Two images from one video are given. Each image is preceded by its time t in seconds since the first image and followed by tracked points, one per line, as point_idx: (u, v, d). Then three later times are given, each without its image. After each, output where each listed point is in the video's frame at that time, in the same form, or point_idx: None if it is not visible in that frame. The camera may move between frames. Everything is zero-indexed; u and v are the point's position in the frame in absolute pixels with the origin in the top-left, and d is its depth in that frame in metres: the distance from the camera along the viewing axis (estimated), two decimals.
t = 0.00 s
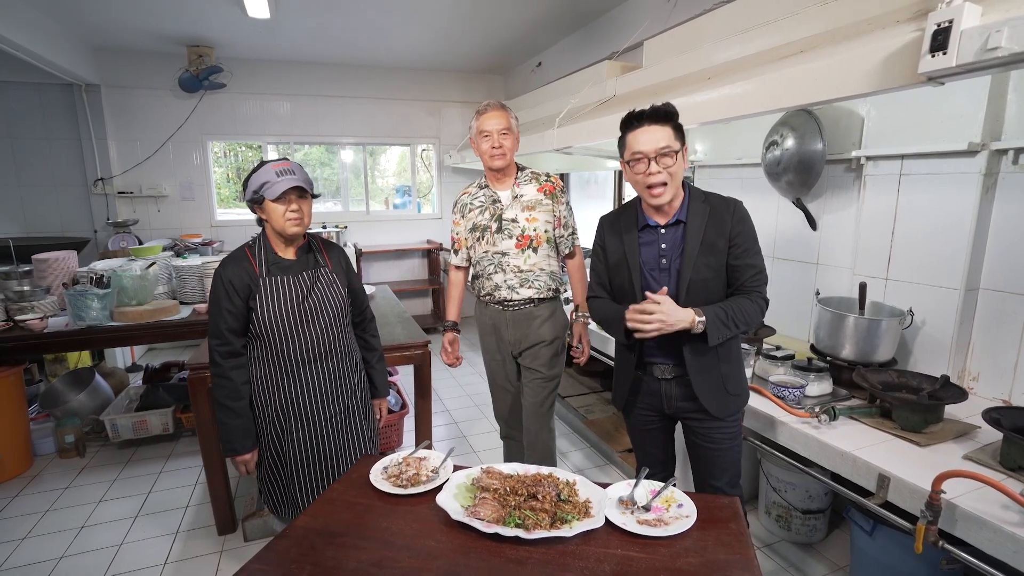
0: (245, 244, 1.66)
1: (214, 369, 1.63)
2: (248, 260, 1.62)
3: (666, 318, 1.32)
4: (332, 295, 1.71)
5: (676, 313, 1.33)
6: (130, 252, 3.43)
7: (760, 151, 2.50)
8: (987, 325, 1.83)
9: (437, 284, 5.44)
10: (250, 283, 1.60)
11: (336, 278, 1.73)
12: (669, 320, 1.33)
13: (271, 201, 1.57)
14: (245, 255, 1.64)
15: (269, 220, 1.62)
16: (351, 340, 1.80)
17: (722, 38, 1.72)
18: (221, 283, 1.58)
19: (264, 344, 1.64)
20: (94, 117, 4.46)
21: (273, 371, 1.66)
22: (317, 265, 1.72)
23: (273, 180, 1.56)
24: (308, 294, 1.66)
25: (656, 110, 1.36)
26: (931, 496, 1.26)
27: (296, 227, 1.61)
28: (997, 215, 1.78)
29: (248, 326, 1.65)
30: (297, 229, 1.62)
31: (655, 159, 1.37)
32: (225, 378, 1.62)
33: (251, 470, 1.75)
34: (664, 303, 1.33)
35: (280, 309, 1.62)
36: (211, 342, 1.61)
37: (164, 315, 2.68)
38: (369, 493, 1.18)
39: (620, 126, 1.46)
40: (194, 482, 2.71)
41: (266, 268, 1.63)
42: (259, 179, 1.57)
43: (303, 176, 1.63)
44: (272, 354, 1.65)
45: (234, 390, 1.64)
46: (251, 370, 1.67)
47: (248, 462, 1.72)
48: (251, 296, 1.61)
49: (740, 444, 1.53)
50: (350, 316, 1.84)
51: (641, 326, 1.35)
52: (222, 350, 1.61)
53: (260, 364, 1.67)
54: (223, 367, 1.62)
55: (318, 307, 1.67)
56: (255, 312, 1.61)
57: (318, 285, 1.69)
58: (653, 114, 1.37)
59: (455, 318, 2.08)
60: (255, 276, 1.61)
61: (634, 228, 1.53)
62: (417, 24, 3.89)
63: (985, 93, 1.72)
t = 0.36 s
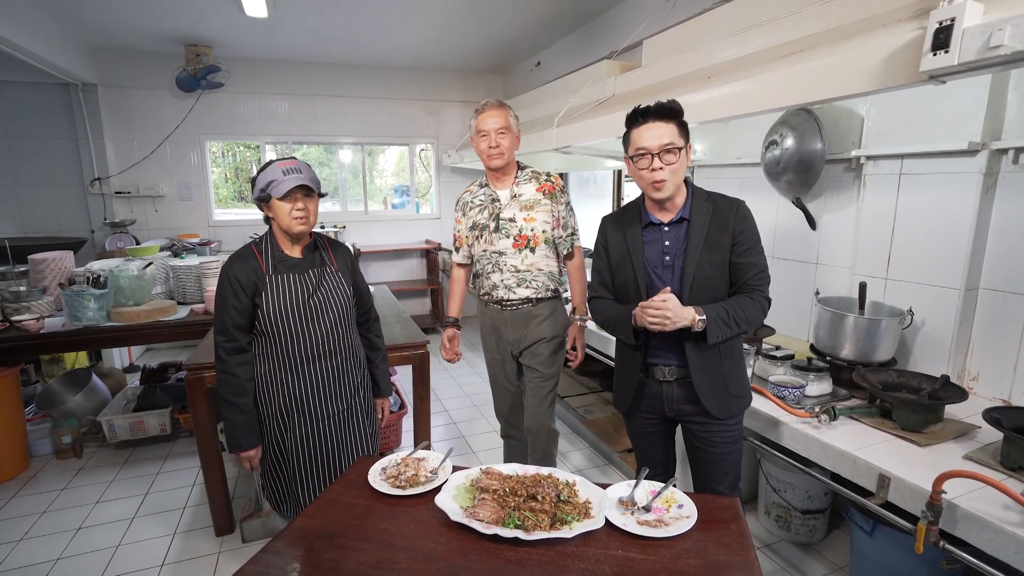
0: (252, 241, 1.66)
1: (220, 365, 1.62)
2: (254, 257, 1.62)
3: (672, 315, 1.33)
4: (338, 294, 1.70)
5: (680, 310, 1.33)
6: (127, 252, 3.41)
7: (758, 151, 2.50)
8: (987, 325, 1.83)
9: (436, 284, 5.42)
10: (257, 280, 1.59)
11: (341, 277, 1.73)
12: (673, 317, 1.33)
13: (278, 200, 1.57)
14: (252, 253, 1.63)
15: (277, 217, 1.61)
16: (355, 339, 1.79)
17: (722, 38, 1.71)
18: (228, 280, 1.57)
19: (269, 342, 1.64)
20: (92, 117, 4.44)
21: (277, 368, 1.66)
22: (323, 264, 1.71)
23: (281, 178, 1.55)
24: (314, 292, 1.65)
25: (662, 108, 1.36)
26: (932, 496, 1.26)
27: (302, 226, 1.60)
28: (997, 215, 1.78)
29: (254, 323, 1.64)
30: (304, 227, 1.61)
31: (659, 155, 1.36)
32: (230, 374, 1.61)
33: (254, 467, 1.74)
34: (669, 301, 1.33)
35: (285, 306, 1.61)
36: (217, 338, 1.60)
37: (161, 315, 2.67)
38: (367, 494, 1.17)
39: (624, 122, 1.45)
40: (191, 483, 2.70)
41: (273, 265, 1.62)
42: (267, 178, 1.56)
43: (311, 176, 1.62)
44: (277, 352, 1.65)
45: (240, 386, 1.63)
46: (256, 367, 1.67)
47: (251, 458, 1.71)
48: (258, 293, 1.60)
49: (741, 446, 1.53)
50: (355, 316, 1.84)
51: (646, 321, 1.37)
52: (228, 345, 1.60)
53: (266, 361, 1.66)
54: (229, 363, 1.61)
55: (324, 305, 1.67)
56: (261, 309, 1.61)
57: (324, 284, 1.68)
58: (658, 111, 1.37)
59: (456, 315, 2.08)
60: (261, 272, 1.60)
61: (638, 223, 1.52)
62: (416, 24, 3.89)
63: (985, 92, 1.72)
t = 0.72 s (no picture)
0: (253, 240, 1.64)
1: (222, 362, 1.60)
2: (257, 255, 1.61)
3: (671, 316, 1.32)
4: (341, 293, 1.70)
5: (679, 309, 1.33)
6: (125, 252, 3.40)
7: (757, 151, 2.50)
8: (986, 325, 1.83)
9: (435, 284, 5.41)
10: (259, 278, 1.59)
11: (344, 276, 1.72)
12: (672, 318, 1.32)
13: (283, 200, 1.56)
14: (254, 251, 1.61)
15: (280, 216, 1.60)
16: (357, 339, 1.78)
17: (720, 37, 1.71)
18: (231, 278, 1.56)
19: (271, 340, 1.63)
20: (89, 117, 4.43)
21: (279, 367, 1.65)
22: (325, 263, 1.71)
23: (286, 179, 1.54)
24: (316, 291, 1.64)
25: (663, 105, 1.35)
26: (932, 496, 1.26)
27: (307, 227, 1.60)
28: (996, 214, 1.77)
29: (256, 321, 1.63)
30: (307, 227, 1.60)
31: (659, 153, 1.36)
32: (232, 372, 1.60)
33: (254, 465, 1.73)
34: (665, 299, 1.32)
35: (288, 305, 1.61)
36: (219, 336, 1.59)
37: (159, 315, 2.67)
38: (364, 494, 1.17)
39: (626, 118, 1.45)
40: (189, 484, 2.69)
41: (275, 264, 1.61)
42: (272, 177, 1.55)
43: (316, 176, 1.61)
44: (279, 351, 1.64)
45: (241, 384, 1.62)
46: (258, 365, 1.66)
47: (252, 456, 1.70)
48: (261, 291, 1.59)
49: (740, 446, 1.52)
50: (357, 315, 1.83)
51: (641, 325, 1.36)
52: (231, 343, 1.59)
53: (268, 359, 1.65)
54: (231, 361, 1.59)
55: (326, 304, 1.66)
56: (264, 308, 1.60)
57: (327, 283, 1.67)
58: (660, 109, 1.36)
59: (461, 307, 2.07)
60: (264, 270, 1.59)
61: (637, 221, 1.52)
62: (415, 23, 3.88)
63: (984, 91, 1.72)
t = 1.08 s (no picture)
0: (255, 238, 1.63)
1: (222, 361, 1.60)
2: (258, 253, 1.60)
3: (673, 315, 1.32)
4: (341, 292, 1.69)
5: (679, 310, 1.33)
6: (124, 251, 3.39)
7: (757, 150, 2.49)
8: (987, 325, 1.82)
9: (434, 283, 5.40)
10: (260, 277, 1.58)
11: (345, 276, 1.72)
12: (674, 319, 1.32)
13: (288, 200, 1.55)
14: (255, 249, 1.61)
15: (282, 216, 1.60)
16: (357, 338, 1.78)
17: (721, 35, 1.70)
18: (231, 276, 1.55)
19: (271, 339, 1.62)
20: (88, 115, 4.42)
21: (279, 366, 1.64)
22: (326, 263, 1.71)
23: (292, 180, 1.53)
24: (317, 290, 1.64)
25: (667, 104, 1.34)
26: (934, 496, 1.25)
27: (312, 226, 1.60)
28: (997, 214, 1.77)
29: (256, 320, 1.62)
30: (309, 227, 1.60)
31: (660, 152, 1.35)
32: (232, 370, 1.60)
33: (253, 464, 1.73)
34: (667, 299, 1.32)
35: (288, 304, 1.60)
36: (219, 334, 1.59)
37: (158, 314, 2.66)
38: (363, 494, 1.16)
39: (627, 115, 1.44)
40: (188, 483, 2.68)
41: (276, 262, 1.61)
42: (277, 177, 1.53)
43: (321, 176, 1.60)
44: (279, 350, 1.63)
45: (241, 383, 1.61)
46: (258, 364, 1.65)
47: (251, 454, 1.70)
48: (262, 290, 1.59)
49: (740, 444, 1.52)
50: (358, 315, 1.83)
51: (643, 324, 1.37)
52: (231, 342, 1.58)
53: (268, 359, 1.64)
54: (230, 360, 1.59)
55: (326, 303, 1.66)
56: (264, 306, 1.59)
57: (328, 283, 1.67)
58: (664, 107, 1.35)
59: (468, 301, 2.06)
60: (265, 269, 1.59)
61: (637, 219, 1.51)
62: (414, 22, 3.88)
63: (985, 90, 1.71)
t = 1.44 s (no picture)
0: (255, 238, 1.63)
1: (222, 361, 1.60)
2: (259, 253, 1.60)
3: (675, 315, 1.32)
4: (342, 292, 1.69)
5: (681, 311, 1.32)
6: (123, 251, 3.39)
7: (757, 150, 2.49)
8: (987, 324, 1.82)
9: (434, 283, 5.39)
10: (260, 276, 1.58)
11: (345, 275, 1.72)
12: (676, 319, 1.32)
13: (291, 201, 1.54)
14: (256, 250, 1.61)
15: (283, 216, 1.59)
16: (358, 338, 1.77)
17: (721, 34, 1.70)
18: (231, 277, 1.55)
19: (272, 338, 1.62)
20: (87, 115, 4.41)
21: (280, 367, 1.64)
22: (326, 262, 1.70)
23: (295, 180, 1.52)
24: (318, 290, 1.64)
25: (669, 104, 1.34)
26: (934, 495, 1.25)
27: (314, 226, 1.60)
28: (997, 212, 1.77)
29: (257, 320, 1.62)
30: (310, 227, 1.60)
31: (661, 152, 1.35)
32: (232, 370, 1.59)
33: (254, 464, 1.73)
34: (670, 299, 1.32)
35: (289, 304, 1.60)
36: (219, 334, 1.58)
37: (157, 314, 2.66)
38: (362, 493, 1.16)
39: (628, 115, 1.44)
40: (187, 483, 2.68)
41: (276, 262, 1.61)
42: (279, 177, 1.53)
43: (323, 176, 1.60)
44: (280, 350, 1.63)
45: (242, 383, 1.61)
46: (258, 365, 1.65)
47: (253, 455, 1.69)
48: (262, 290, 1.59)
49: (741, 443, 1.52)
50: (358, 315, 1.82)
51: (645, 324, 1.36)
52: (231, 342, 1.58)
53: (268, 359, 1.64)
54: (231, 360, 1.59)
55: (327, 303, 1.66)
56: (264, 306, 1.59)
57: (328, 282, 1.67)
58: (666, 106, 1.34)
59: (473, 300, 2.06)
60: (266, 269, 1.59)
61: (638, 219, 1.51)
62: (414, 22, 3.88)
63: (985, 89, 1.71)
